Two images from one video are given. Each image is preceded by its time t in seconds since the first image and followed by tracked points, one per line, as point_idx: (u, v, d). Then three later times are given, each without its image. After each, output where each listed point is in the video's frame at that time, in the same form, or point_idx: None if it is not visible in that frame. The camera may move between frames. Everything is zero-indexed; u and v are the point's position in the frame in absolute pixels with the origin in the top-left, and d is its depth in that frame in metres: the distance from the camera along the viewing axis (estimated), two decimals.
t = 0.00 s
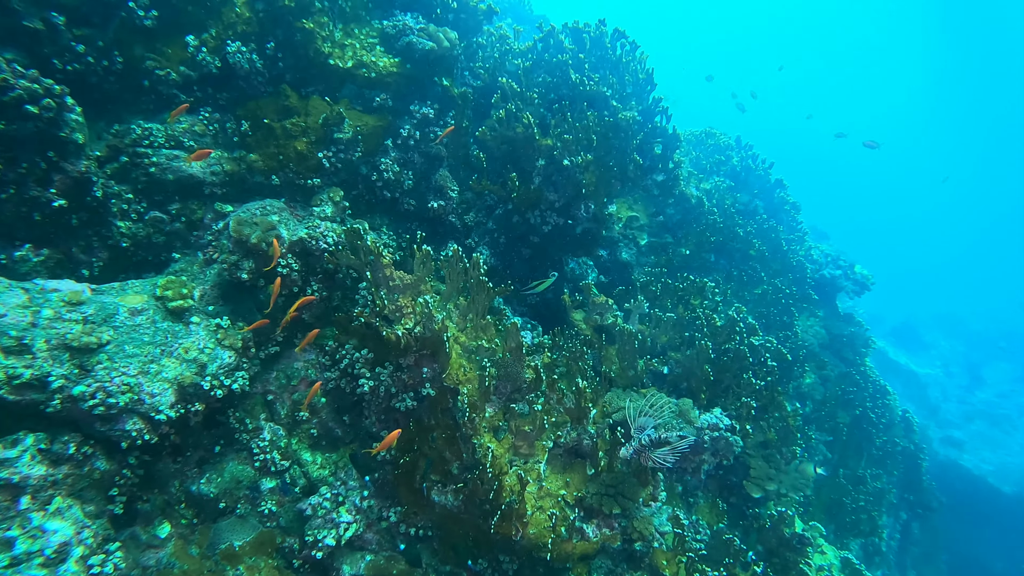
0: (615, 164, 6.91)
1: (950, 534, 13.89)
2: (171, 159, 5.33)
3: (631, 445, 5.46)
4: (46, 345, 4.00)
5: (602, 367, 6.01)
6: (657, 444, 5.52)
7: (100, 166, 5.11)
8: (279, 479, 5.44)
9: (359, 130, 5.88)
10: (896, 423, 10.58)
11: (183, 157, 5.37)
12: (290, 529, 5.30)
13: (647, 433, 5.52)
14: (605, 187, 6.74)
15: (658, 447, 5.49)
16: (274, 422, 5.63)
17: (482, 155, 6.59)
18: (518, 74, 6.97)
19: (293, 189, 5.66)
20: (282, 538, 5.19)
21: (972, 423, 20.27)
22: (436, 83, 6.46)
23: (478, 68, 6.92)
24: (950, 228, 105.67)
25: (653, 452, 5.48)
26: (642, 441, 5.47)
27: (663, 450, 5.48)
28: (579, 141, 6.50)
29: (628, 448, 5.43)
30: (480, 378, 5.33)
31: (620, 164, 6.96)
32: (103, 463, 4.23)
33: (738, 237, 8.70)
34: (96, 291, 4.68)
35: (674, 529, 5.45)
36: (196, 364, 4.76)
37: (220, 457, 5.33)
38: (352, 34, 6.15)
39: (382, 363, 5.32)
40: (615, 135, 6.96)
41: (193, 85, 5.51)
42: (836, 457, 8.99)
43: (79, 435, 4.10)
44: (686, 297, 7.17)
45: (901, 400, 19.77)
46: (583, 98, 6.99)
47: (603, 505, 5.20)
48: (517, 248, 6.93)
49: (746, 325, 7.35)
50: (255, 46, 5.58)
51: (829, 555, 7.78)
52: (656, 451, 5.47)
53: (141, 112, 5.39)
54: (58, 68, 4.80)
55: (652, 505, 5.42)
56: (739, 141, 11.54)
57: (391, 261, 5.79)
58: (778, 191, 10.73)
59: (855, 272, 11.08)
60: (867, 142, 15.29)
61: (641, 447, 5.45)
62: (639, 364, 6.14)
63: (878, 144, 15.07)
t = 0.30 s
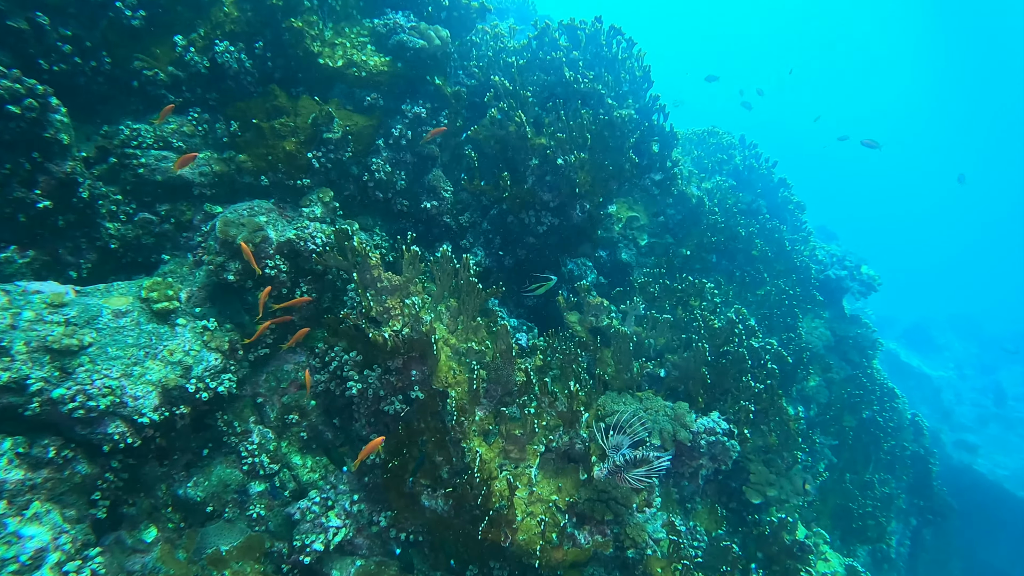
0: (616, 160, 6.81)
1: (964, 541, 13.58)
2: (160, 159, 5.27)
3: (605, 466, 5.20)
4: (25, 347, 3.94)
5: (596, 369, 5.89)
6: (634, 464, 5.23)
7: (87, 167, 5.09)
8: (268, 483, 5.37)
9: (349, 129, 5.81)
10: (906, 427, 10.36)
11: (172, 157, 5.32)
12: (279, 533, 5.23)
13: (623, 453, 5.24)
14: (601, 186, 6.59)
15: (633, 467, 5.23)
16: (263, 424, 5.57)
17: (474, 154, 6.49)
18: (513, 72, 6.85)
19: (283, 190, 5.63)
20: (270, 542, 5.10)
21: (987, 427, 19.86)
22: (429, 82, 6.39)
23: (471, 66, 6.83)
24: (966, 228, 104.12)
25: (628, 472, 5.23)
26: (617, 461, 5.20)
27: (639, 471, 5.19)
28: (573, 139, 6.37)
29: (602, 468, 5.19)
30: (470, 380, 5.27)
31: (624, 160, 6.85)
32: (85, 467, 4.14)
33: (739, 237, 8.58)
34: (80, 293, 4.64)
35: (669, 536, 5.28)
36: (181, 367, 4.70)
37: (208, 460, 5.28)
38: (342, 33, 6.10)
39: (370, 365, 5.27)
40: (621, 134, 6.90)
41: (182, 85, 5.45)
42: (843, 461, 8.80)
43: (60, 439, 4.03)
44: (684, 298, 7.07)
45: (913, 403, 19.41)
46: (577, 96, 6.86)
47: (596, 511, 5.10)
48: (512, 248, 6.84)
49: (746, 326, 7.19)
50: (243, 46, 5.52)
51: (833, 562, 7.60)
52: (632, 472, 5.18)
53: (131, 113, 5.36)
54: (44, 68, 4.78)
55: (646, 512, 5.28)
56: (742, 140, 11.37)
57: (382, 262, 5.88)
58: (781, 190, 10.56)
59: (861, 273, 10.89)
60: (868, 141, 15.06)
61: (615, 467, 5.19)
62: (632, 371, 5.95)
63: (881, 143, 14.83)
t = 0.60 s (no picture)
0: (606, 155, 6.57)
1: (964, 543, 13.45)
2: (139, 152, 5.18)
3: (566, 476, 4.98)
4: None
5: (584, 368, 5.78)
6: (597, 480, 4.96)
7: (64, 159, 5.00)
8: (248, 482, 5.28)
9: (333, 123, 5.67)
10: (904, 428, 10.21)
11: (152, 150, 5.22)
12: (259, 533, 5.14)
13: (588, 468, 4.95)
14: (591, 181, 6.47)
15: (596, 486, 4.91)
16: (245, 423, 5.45)
17: (463, 148, 6.37)
18: (503, 65, 6.71)
19: (266, 184, 5.51)
20: (251, 542, 4.96)
21: (988, 428, 19.70)
22: (416, 75, 6.27)
23: (461, 59, 6.71)
24: (971, 227, 103.55)
25: (590, 489, 4.94)
26: (579, 473, 4.94)
27: (600, 490, 4.91)
28: (562, 134, 6.22)
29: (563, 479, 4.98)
30: (453, 379, 5.17)
31: (610, 154, 6.58)
32: (54, 466, 4.04)
33: (737, 234, 8.47)
34: (53, 287, 4.51)
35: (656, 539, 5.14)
36: (157, 364, 4.58)
37: (186, 459, 5.16)
38: (327, 24, 5.96)
39: (352, 362, 5.15)
40: (610, 130, 6.59)
41: (162, 76, 5.33)
42: (840, 463, 8.68)
43: (27, 437, 3.92)
44: (676, 295, 6.96)
45: (914, 404, 19.23)
46: (568, 90, 6.71)
47: (581, 514, 5.00)
48: (501, 245, 6.74)
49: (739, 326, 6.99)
50: (224, 36, 5.41)
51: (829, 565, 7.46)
52: (592, 489, 4.91)
53: (112, 105, 5.29)
54: (16, 56, 4.70)
55: (632, 514, 5.16)
56: (741, 137, 11.20)
57: (365, 259, 5.69)
58: (779, 187, 10.40)
59: (859, 272, 10.76)
60: (863, 138, 14.89)
61: (576, 480, 4.95)
62: (622, 366, 5.86)
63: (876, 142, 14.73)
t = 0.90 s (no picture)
0: (598, 153, 6.39)
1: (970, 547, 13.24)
2: (120, 152, 5.04)
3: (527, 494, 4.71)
4: None
5: (574, 372, 5.67)
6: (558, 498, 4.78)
7: (44, 160, 4.92)
8: (232, 487, 5.17)
9: (317, 121, 5.57)
10: (908, 432, 10.01)
11: (133, 150, 5.08)
12: (243, 540, 5.02)
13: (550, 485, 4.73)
14: (584, 181, 6.31)
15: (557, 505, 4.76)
16: (228, 428, 5.35)
17: (452, 147, 6.24)
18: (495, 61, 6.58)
19: (249, 184, 5.42)
20: (233, 549, 4.90)
21: (996, 429, 19.39)
22: (404, 73, 6.15)
23: (450, 57, 6.54)
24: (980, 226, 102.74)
25: (550, 507, 4.77)
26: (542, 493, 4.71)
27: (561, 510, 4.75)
28: (552, 133, 6.08)
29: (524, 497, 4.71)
30: (437, 384, 5.06)
31: (603, 153, 6.41)
32: (24, 473, 3.96)
33: (733, 234, 8.29)
34: (27, 291, 4.44)
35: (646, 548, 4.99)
36: (135, 368, 4.46)
37: (167, 464, 5.05)
38: (312, 22, 5.86)
39: (335, 366, 5.09)
40: (602, 128, 6.42)
41: (143, 74, 5.23)
42: (840, 467, 8.54)
43: None
44: (669, 297, 6.84)
45: (918, 406, 18.95)
46: (558, 87, 6.55)
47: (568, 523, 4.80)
48: (492, 246, 6.64)
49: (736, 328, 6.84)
50: (207, 34, 5.34)
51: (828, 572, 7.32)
52: (553, 509, 4.74)
53: (92, 104, 5.16)
54: None
55: (622, 522, 5.03)
56: (740, 135, 11.04)
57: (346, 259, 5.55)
58: (778, 186, 10.24)
59: (860, 272, 10.62)
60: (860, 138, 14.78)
61: (538, 499, 4.71)
62: (614, 369, 5.72)
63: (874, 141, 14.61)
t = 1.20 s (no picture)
0: (595, 146, 6.20)
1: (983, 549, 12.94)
2: (103, 149, 4.93)
3: (484, 516, 4.47)
4: None
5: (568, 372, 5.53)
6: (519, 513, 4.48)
7: (25, 158, 4.77)
8: (219, 490, 5.03)
9: (304, 117, 5.45)
10: (918, 430, 9.78)
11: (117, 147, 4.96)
12: (231, 543, 4.88)
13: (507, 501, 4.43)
14: (580, 175, 6.14)
15: (518, 517, 4.45)
16: (216, 429, 5.21)
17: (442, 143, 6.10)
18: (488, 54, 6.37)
19: (235, 181, 5.29)
20: (221, 552, 4.76)
21: (1012, 426, 18.91)
22: (393, 66, 6.01)
23: (443, 50, 6.40)
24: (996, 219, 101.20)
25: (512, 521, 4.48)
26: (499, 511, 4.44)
27: (523, 524, 4.46)
28: (545, 126, 5.89)
29: (479, 521, 4.50)
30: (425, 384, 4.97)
31: (599, 146, 6.22)
32: None
33: (738, 229, 8.08)
34: (4, 292, 4.34)
35: (641, 554, 4.75)
36: (116, 369, 4.33)
37: (154, 467, 4.96)
38: (298, 14, 5.73)
39: (322, 366, 4.95)
40: (598, 121, 6.22)
41: (126, 70, 5.12)
42: (847, 467, 8.34)
43: None
44: (669, 294, 6.61)
45: (930, 403, 18.60)
46: (551, 79, 6.36)
47: (560, 527, 4.69)
48: (487, 242, 6.53)
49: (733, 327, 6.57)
50: (189, 28, 5.20)
51: None
52: (515, 525, 4.47)
53: (75, 100, 5.11)
54: None
55: (616, 527, 4.84)
56: (744, 128, 10.81)
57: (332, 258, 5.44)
58: (782, 180, 10.02)
59: (868, 267, 10.40)
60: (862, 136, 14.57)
61: (496, 518, 4.45)
62: (608, 369, 5.56)
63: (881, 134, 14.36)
